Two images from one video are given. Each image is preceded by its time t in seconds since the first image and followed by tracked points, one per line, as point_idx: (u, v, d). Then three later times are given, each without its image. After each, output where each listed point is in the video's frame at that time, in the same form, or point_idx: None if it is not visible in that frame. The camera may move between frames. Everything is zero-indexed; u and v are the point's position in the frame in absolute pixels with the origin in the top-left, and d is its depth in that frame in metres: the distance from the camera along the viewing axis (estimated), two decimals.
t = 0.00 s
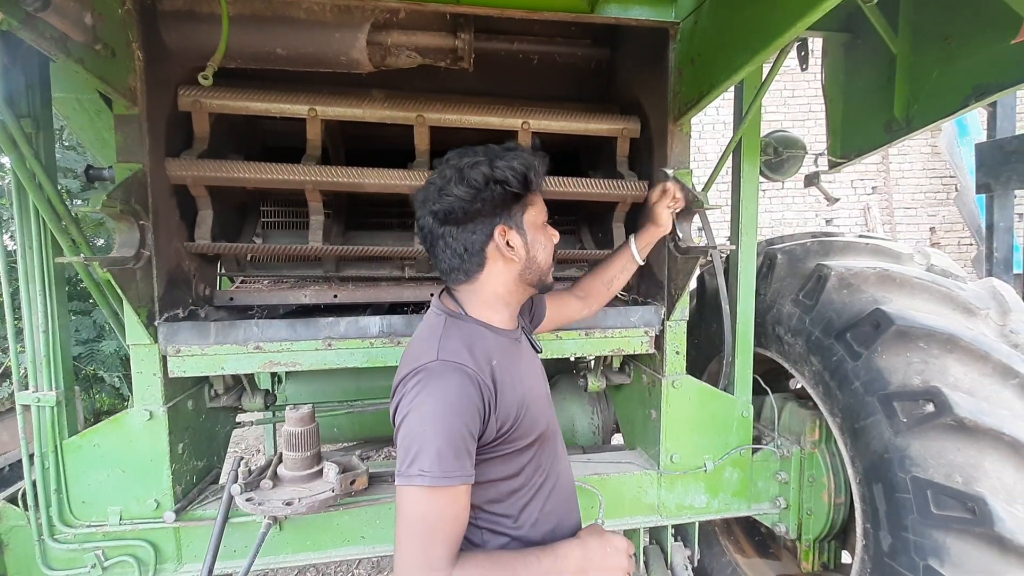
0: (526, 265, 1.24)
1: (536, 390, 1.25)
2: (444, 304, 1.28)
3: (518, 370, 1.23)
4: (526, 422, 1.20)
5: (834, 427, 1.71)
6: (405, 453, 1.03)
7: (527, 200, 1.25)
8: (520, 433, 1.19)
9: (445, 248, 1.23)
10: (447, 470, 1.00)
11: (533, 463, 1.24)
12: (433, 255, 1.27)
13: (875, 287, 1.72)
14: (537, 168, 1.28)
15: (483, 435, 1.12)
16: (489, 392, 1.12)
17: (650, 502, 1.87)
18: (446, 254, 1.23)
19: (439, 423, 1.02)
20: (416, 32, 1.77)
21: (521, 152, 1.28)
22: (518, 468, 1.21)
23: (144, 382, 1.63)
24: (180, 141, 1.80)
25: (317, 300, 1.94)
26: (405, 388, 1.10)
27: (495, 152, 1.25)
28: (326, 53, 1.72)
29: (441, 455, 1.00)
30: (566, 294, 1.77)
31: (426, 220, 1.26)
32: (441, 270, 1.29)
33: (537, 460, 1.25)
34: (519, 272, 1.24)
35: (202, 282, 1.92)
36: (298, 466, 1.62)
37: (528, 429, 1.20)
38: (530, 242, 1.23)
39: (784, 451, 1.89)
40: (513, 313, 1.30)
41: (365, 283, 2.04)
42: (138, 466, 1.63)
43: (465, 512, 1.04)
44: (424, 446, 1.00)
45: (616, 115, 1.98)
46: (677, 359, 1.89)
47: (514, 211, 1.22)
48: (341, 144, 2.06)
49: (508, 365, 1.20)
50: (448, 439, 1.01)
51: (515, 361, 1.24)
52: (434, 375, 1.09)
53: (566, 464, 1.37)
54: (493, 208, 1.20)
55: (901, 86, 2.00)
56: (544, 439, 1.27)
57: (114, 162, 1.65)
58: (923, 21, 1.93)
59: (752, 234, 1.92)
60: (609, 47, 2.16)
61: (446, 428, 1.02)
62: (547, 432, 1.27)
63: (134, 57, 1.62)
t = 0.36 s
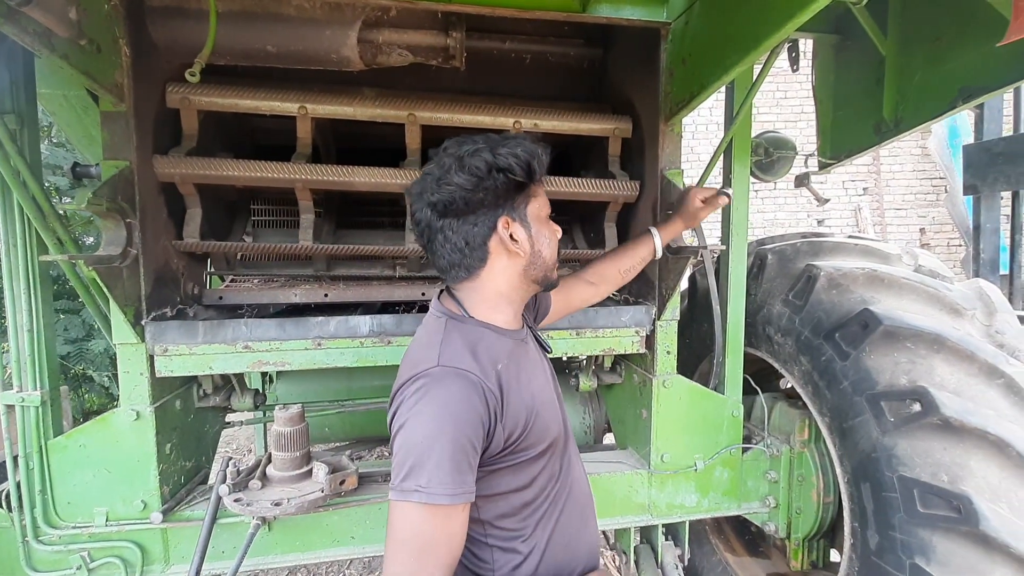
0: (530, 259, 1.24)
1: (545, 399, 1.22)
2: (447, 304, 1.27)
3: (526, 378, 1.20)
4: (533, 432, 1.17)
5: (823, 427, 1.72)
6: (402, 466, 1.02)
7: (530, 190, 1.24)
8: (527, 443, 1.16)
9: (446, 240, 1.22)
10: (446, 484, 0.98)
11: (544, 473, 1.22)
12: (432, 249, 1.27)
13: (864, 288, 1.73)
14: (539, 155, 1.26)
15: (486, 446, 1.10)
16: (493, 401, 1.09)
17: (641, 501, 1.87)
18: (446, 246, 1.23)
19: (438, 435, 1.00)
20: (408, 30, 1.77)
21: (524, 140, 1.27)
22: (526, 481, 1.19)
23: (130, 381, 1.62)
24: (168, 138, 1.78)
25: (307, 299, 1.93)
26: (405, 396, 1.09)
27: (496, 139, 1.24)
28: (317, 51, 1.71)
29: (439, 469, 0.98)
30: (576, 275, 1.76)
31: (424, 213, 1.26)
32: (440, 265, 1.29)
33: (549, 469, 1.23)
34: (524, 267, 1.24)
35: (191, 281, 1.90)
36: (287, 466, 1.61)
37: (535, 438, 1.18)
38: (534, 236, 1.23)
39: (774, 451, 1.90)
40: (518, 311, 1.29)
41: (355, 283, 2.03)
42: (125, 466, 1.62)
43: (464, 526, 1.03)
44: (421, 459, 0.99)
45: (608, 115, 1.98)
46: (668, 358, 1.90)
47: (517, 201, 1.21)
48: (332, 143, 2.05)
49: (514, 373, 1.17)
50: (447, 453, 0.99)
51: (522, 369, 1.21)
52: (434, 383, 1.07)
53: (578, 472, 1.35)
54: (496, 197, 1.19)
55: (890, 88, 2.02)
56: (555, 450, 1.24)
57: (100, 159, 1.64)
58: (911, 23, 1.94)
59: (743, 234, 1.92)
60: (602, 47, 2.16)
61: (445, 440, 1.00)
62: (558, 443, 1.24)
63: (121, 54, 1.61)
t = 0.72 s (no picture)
0: (524, 253, 1.24)
1: (532, 401, 1.22)
2: (441, 301, 1.27)
3: (512, 378, 1.19)
4: (517, 434, 1.17)
5: (811, 426, 1.73)
6: (376, 452, 1.02)
7: (519, 183, 1.24)
8: (509, 444, 1.16)
9: (437, 236, 1.23)
10: (418, 474, 0.98)
11: (526, 478, 1.21)
12: (425, 246, 1.27)
13: (852, 289, 1.74)
14: (528, 149, 1.27)
15: (465, 442, 1.10)
16: (473, 395, 1.09)
17: (632, 500, 1.88)
18: (438, 242, 1.23)
19: (414, 424, 1.00)
20: (400, 29, 1.76)
21: (514, 135, 1.28)
22: (508, 485, 1.18)
23: (119, 380, 1.60)
24: (158, 136, 1.77)
25: (299, 297, 1.93)
26: (386, 383, 1.10)
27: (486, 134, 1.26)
28: (309, 49, 1.71)
29: (412, 458, 0.98)
30: (579, 283, 1.76)
31: (415, 211, 1.27)
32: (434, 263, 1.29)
33: (533, 474, 1.22)
34: (518, 261, 1.24)
35: (181, 279, 1.89)
36: (278, 465, 1.61)
37: (518, 439, 1.17)
38: (528, 229, 1.23)
39: (763, 450, 1.91)
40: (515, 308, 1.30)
41: (347, 281, 2.03)
42: (113, 465, 1.61)
43: (437, 522, 1.01)
44: (395, 447, 0.99)
45: (601, 115, 1.99)
46: (659, 358, 1.91)
47: (507, 194, 1.22)
48: (323, 141, 2.04)
49: (500, 372, 1.17)
50: (421, 443, 0.99)
51: (510, 368, 1.20)
52: (415, 373, 1.07)
53: (565, 480, 1.33)
54: (484, 189, 1.19)
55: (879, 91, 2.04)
56: (540, 455, 1.23)
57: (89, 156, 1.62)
58: (899, 26, 1.96)
59: (733, 235, 1.94)
60: (595, 47, 2.17)
61: (421, 429, 1.00)
62: (544, 449, 1.23)
63: (111, 51, 1.60)
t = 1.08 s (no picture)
0: (530, 256, 1.24)
1: (533, 396, 1.23)
2: (447, 296, 1.28)
3: (513, 370, 1.20)
4: (515, 425, 1.17)
5: (799, 425, 1.75)
6: (377, 433, 1.02)
7: (536, 189, 1.27)
8: (507, 435, 1.16)
9: (449, 229, 1.23)
10: (419, 456, 0.98)
11: (521, 471, 1.21)
12: (436, 241, 1.27)
13: (839, 290, 1.76)
14: (547, 159, 1.30)
15: (466, 429, 1.10)
16: (476, 384, 1.10)
17: (622, 498, 1.89)
18: (448, 237, 1.24)
19: (417, 406, 1.01)
20: (392, 29, 1.77)
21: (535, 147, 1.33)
22: (502, 476, 1.18)
23: (108, 380, 1.59)
24: (147, 134, 1.76)
25: (290, 297, 1.93)
26: (390, 367, 1.11)
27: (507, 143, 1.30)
28: (300, 48, 1.70)
29: (413, 439, 0.99)
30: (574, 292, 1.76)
31: (431, 205, 1.28)
32: (442, 260, 1.28)
33: (529, 468, 1.23)
34: (524, 262, 1.24)
35: (171, 278, 1.88)
36: (269, 465, 1.60)
37: (516, 431, 1.18)
38: (536, 233, 1.24)
39: (752, 449, 1.93)
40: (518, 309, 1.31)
41: (339, 281, 2.03)
42: (102, 466, 1.60)
43: (435, 507, 1.01)
44: (397, 427, 0.99)
45: (592, 117, 2.00)
46: (649, 358, 1.92)
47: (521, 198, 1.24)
48: (315, 141, 2.04)
49: (503, 364, 1.18)
50: (425, 424, 1.00)
51: (512, 362, 1.21)
52: (420, 358, 1.08)
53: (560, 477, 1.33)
54: (500, 189, 1.21)
55: (866, 94, 2.06)
56: (537, 450, 1.24)
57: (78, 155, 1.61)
58: (887, 31, 1.99)
59: (723, 236, 1.95)
60: (587, 49, 2.18)
61: (424, 412, 1.01)
62: (541, 444, 1.24)
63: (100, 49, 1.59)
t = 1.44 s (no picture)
0: (524, 263, 1.23)
1: (540, 397, 1.24)
2: (453, 298, 1.28)
3: (523, 373, 1.21)
4: (525, 426, 1.18)
5: (790, 426, 1.76)
6: (398, 439, 1.02)
7: (523, 196, 1.22)
8: (518, 436, 1.17)
9: (445, 242, 1.28)
10: (441, 459, 0.98)
11: (529, 470, 1.22)
12: (439, 249, 1.33)
13: (831, 293, 1.78)
14: (534, 161, 1.24)
15: (479, 432, 1.10)
16: (490, 388, 1.11)
17: (615, 498, 1.90)
18: (445, 248, 1.29)
19: (437, 410, 1.01)
20: (389, 28, 1.76)
21: (526, 148, 1.26)
22: (511, 476, 1.19)
23: (99, 377, 1.58)
24: (140, 129, 1.75)
25: (284, 295, 1.92)
26: (407, 374, 1.10)
27: (495, 146, 1.25)
28: (296, 45, 1.69)
29: (435, 444, 0.99)
30: (566, 298, 1.76)
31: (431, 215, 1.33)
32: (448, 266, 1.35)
33: (536, 467, 1.24)
34: (517, 272, 1.24)
35: (163, 275, 1.87)
36: (261, 463, 1.60)
37: (527, 433, 1.19)
38: (527, 242, 1.22)
39: (743, 449, 1.94)
40: (523, 310, 1.31)
41: (334, 279, 2.03)
42: (92, 463, 1.58)
43: (455, 510, 1.02)
44: (418, 433, 0.99)
45: (589, 117, 2.00)
46: (643, 358, 1.93)
47: (507, 208, 1.21)
48: (310, 138, 2.03)
49: (513, 366, 1.19)
50: (447, 429, 1.00)
51: (521, 363, 1.22)
52: (435, 362, 1.08)
53: (565, 476, 1.35)
54: (484, 204, 1.21)
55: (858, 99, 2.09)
56: (543, 449, 1.25)
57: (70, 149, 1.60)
58: (879, 36, 2.01)
59: (717, 238, 1.96)
60: (583, 50, 2.18)
61: (445, 417, 1.01)
62: (548, 443, 1.25)
63: (93, 42, 1.57)
